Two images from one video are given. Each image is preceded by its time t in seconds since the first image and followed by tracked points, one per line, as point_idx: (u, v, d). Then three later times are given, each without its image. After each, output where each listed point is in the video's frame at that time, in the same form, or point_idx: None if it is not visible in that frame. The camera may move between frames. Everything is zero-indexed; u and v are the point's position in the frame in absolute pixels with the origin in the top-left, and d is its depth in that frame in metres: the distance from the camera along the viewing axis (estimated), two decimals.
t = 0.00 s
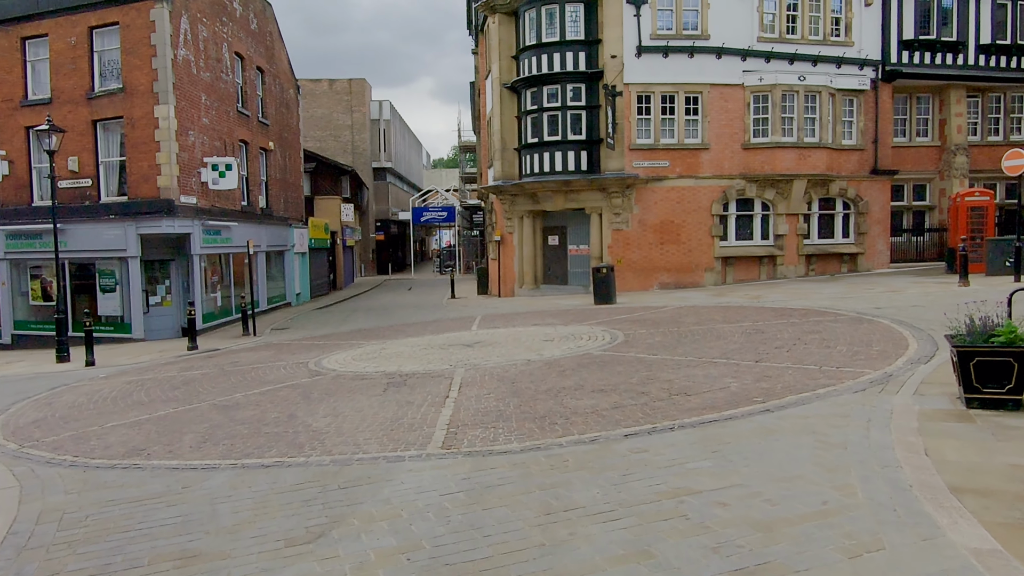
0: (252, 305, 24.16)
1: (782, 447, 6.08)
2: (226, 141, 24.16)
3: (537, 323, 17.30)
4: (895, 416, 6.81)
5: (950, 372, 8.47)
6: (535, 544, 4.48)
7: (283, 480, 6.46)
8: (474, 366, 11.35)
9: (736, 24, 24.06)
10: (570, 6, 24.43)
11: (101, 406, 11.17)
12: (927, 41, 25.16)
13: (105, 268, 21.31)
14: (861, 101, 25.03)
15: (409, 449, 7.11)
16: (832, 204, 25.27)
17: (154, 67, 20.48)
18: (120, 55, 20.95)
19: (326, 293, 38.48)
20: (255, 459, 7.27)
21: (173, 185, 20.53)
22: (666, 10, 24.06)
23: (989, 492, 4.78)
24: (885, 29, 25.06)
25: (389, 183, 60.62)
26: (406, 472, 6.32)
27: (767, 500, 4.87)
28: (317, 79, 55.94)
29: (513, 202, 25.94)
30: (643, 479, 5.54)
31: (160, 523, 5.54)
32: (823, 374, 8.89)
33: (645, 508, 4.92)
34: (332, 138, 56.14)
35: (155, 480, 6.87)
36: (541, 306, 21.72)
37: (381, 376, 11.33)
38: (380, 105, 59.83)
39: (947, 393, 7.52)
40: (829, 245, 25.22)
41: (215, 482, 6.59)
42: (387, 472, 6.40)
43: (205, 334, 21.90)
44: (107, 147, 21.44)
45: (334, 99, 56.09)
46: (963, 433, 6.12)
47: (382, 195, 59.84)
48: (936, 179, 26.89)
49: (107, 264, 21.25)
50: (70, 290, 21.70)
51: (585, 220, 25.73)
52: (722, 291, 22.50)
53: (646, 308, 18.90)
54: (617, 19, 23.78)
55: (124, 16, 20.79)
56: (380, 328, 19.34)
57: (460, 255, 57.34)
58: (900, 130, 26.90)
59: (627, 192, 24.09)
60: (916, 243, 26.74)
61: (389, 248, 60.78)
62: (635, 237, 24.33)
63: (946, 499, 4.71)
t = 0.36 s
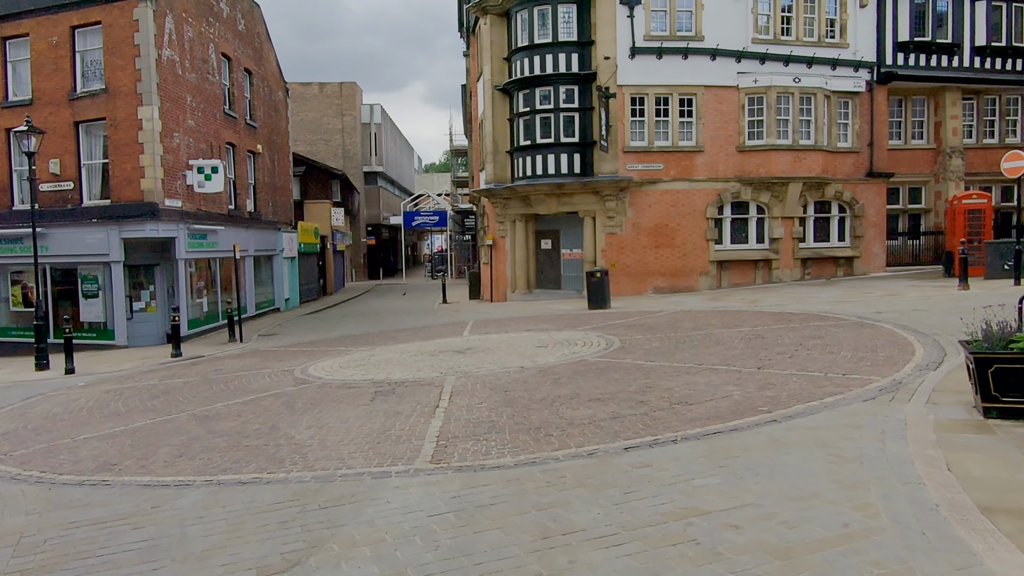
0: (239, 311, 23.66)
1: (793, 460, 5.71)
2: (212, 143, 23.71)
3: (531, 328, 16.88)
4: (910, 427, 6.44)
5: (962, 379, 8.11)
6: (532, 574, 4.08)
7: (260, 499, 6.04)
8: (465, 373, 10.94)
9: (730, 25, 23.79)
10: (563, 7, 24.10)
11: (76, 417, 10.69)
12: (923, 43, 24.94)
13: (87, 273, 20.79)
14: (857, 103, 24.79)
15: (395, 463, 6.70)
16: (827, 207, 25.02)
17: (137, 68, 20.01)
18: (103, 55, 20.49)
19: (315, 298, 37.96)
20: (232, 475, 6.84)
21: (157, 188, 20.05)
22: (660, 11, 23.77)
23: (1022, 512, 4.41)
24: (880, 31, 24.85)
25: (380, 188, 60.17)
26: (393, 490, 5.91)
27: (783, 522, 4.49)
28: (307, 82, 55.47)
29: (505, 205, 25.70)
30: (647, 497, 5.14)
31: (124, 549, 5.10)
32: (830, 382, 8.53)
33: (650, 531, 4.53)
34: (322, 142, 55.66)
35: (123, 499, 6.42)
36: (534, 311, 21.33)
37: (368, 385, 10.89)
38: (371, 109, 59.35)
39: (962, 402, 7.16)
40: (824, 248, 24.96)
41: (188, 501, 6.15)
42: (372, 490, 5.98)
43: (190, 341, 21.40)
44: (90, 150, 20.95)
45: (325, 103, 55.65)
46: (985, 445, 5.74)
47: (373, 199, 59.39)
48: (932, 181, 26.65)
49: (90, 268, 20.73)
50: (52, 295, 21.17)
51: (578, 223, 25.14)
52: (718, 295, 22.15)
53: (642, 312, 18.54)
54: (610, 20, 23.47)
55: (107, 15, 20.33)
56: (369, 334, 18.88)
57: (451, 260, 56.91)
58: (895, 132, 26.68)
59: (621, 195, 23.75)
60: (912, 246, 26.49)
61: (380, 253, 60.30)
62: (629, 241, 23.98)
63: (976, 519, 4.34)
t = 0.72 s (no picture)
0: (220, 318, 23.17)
1: (799, 481, 5.36)
2: (193, 147, 23.23)
3: (519, 336, 16.50)
4: (918, 443, 6.12)
5: (967, 390, 7.81)
6: None
7: (230, 526, 5.63)
8: (451, 385, 10.56)
9: (720, 29, 23.58)
10: (551, 10, 23.82)
11: (42, 433, 10.20)
12: (912, 48, 24.84)
13: (64, 280, 20.24)
14: (846, 107, 24.66)
15: (376, 485, 6.30)
16: (817, 213, 24.86)
17: (115, 70, 19.52)
18: (80, 57, 19.98)
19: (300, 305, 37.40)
20: (201, 498, 6.40)
21: (135, 193, 19.54)
22: (648, 14, 23.51)
23: None
24: (869, 35, 24.72)
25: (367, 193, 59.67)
26: (372, 515, 5.51)
27: (793, 554, 4.14)
28: (292, 87, 54.96)
29: (493, 211, 25.39)
30: (645, 525, 4.77)
31: None
32: (829, 393, 8.22)
33: (649, 564, 4.17)
34: (308, 147, 55.12)
35: (83, 525, 5.98)
36: (522, 318, 20.97)
37: (350, 397, 10.47)
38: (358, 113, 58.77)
39: (969, 416, 6.87)
40: (814, 254, 24.79)
41: (151, 529, 5.72)
42: (350, 515, 5.58)
43: (170, 350, 20.89)
44: (66, 154, 20.42)
45: (311, 107, 55.13)
46: (1001, 464, 5.43)
47: (359, 205, 58.93)
48: (921, 187, 26.52)
49: (67, 276, 20.20)
50: (28, 303, 20.62)
51: (567, 229, 24.83)
52: (708, 302, 21.88)
53: (632, 320, 18.22)
54: (599, 23, 23.20)
55: (84, 16, 19.84)
56: (353, 342, 18.43)
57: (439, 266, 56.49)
58: (885, 137, 26.56)
59: (611, 200, 23.44)
60: (901, 251, 26.35)
61: (367, 259, 59.81)
62: (618, 246, 23.68)
63: (1002, 550, 4.01)
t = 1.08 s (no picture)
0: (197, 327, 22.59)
1: (806, 502, 5.03)
2: (169, 152, 22.69)
3: (504, 345, 16.13)
4: (926, 458, 5.82)
5: (969, 402, 7.53)
6: None
7: (194, 554, 5.20)
8: (434, 397, 10.16)
9: (705, 35, 23.43)
10: (535, 15, 23.58)
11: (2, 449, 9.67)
12: (896, 55, 24.85)
13: (35, 288, 19.63)
14: (831, 114, 24.60)
15: (353, 507, 5.89)
16: (802, 220, 24.74)
17: (88, 72, 18.98)
18: (52, 59, 19.43)
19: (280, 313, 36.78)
20: (165, 523, 5.96)
21: (108, 199, 18.98)
22: (633, 19, 23.32)
23: None
24: (854, 42, 24.69)
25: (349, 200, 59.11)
26: (348, 542, 5.11)
27: None
28: (273, 92, 54.39)
29: (477, 217, 25.09)
30: (644, 553, 4.41)
31: None
32: (827, 405, 7.92)
33: None
34: (290, 153, 54.52)
35: (34, 554, 5.52)
36: (507, 327, 20.61)
37: (328, 411, 10.05)
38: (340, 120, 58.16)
39: (975, 428, 6.59)
40: (800, 261, 24.65)
41: (108, 558, 5.28)
42: (324, 542, 5.17)
43: (145, 360, 20.30)
44: (37, 158, 19.83)
45: (292, 113, 54.56)
46: (1016, 482, 5.13)
47: (341, 212, 58.39)
48: (906, 194, 26.51)
49: (37, 284, 19.60)
50: None
51: (551, 236, 24.55)
52: (695, 309, 21.63)
53: (618, 328, 17.91)
54: (583, 28, 22.97)
55: (56, 17, 19.31)
56: (333, 352, 17.95)
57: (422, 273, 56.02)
58: (869, 144, 26.53)
59: (596, 207, 23.17)
60: (887, 258, 26.26)
61: (349, 267, 59.20)
62: (603, 254, 23.39)
63: None
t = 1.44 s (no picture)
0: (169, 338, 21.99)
1: (811, 528, 4.68)
2: (141, 159, 22.11)
3: (485, 357, 15.71)
4: (933, 477, 5.52)
5: (968, 416, 7.26)
6: None
7: None
8: (412, 412, 9.74)
9: (687, 44, 23.32)
10: (516, 23, 23.34)
11: None
12: (876, 65, 24.91)
13: None
14: (812, 124, 24.59)
15: (324, 534, 5.48)
16: (785, 229, 24.66)
17: (55, 76, 18.42)
18: (17, 62, 18.84)
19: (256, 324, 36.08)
20: (119, 553, 5.50)
21: (76, 207, 18.36)
22: (615, 28, 23.15)
23: None
24: (835, 52, 24.71)
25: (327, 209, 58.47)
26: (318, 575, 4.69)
27: None
28: (251, 100, 53.73)
29: (457, 227, 24.75)
30: None
31: None
32: (822, 419, 7.63)
33: None
34: (267, 162, 53.83)
35: None
36: (488, 338, 20.23)
37: (301, 427, 9.59)
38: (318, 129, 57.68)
39: (978, 444, 6.31)
40: (782, 271, 24.54)
41: None
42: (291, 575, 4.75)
43: (114, 373, 19.66)
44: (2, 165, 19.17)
45: (270, 122, 53.90)
46: None
47: (320, 222, 57.73)
48: (886, 204, 26.55)
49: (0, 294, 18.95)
50: None
51: (533, 246, 24.24)
52: (678, 320, 21.38)
53: (602, 339, 17.60)
54: (565, 36, 22.75)
55: (23, 19, 18.73)
56: (309, 364, 17.44)
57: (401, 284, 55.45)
58: (850, 154, 26.55)
59: (578, 216, 22.90)
60: (868, 268, 26.22)
61: (328, 277, 58.50)
62: (585, 263, 23.10)
63: None
